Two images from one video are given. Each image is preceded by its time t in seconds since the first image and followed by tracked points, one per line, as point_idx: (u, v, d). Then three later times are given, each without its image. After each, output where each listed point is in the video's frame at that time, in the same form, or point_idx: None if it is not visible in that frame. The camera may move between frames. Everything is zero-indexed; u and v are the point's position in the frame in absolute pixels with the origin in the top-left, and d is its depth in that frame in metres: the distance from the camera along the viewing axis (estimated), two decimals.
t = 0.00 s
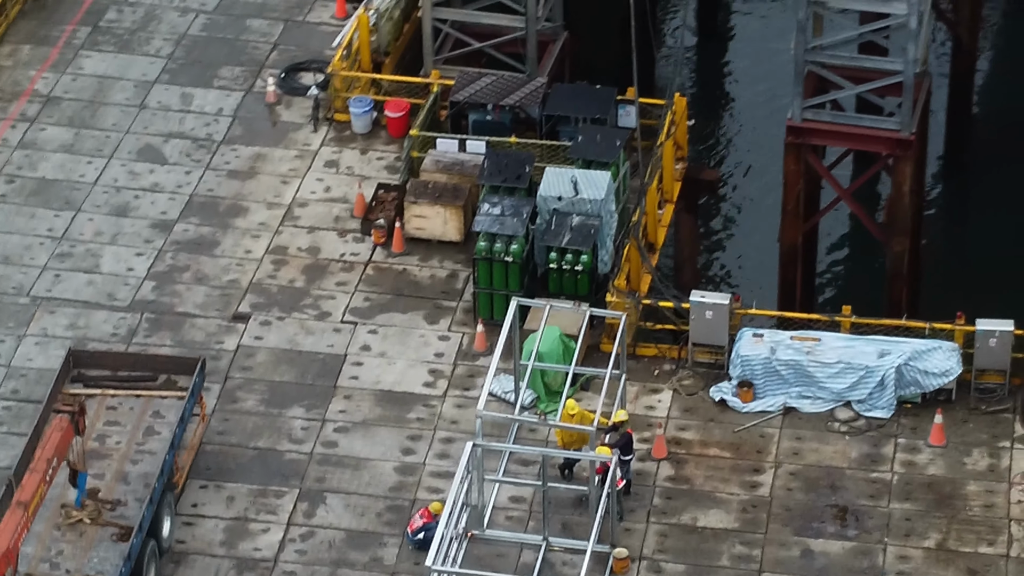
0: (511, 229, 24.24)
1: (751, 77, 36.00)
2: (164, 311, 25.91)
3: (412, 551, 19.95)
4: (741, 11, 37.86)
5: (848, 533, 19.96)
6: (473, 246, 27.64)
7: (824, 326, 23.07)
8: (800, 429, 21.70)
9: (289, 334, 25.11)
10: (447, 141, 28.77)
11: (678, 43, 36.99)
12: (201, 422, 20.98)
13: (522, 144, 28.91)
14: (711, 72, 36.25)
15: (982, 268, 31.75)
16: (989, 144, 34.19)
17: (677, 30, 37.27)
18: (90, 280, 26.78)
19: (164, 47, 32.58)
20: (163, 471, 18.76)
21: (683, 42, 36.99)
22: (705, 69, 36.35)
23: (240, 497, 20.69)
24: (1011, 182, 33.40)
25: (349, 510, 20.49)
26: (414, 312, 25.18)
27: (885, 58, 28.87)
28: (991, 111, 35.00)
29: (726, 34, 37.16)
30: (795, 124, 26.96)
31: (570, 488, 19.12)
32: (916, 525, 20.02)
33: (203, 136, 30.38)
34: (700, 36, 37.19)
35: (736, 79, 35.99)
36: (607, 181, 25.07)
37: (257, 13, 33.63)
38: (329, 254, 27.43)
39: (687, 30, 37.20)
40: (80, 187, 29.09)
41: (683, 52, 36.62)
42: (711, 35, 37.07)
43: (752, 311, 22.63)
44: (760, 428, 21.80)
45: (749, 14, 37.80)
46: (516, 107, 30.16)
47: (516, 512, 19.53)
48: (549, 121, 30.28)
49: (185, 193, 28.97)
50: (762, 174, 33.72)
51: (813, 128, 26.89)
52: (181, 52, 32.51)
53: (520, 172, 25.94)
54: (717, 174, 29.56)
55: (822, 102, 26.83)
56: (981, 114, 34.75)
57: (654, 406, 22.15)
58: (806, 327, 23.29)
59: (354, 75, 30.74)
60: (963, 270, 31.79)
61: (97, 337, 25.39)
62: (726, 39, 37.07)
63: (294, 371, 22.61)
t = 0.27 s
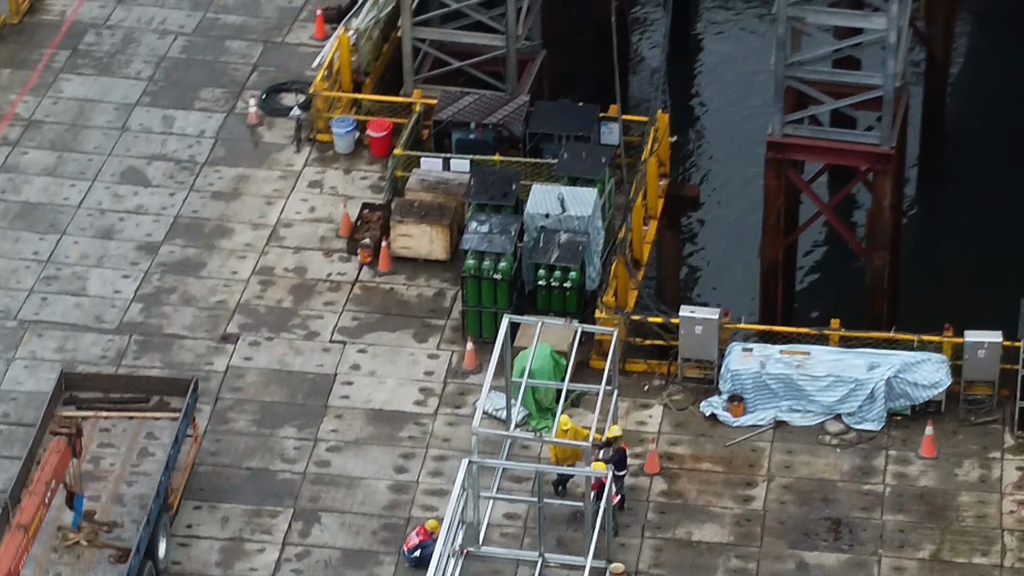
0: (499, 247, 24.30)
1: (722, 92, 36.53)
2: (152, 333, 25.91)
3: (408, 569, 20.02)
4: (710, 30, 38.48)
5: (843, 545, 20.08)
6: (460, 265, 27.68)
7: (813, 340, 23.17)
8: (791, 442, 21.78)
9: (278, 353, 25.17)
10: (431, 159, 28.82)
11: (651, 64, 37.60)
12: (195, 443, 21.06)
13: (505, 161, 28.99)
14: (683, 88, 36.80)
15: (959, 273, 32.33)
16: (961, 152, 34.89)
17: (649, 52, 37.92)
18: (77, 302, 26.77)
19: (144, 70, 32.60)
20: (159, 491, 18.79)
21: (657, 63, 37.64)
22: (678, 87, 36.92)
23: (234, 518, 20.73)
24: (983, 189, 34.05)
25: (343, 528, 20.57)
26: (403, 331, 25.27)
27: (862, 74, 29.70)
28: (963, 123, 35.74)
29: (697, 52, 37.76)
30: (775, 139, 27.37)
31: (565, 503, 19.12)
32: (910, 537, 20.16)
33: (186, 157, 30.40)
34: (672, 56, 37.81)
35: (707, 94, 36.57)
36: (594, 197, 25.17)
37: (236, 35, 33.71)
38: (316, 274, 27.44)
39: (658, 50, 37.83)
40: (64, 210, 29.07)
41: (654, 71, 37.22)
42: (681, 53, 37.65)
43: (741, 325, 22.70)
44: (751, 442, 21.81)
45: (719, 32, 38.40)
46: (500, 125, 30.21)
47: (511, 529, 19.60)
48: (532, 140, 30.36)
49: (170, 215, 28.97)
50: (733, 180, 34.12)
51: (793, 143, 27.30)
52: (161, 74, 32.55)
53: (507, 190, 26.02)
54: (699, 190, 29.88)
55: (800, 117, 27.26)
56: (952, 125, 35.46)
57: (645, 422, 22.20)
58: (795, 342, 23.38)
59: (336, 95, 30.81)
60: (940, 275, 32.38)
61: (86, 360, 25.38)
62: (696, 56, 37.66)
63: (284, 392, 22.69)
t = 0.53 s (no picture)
0: (489, 263, 24.32)
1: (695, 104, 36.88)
2: (142, 352, 25.95)
3: None
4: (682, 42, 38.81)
5: (838, 555, 20.38)
6: (447, 281, 27.73)
7: (802, 351, 23.27)
8: (783, 454, 21.90)
9: (269, 372, 25.29)
10: (417, 177, 28.84)
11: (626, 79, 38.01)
12: (189, 463, 21.41)
13: (490, 177, 29.08)
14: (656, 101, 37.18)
15: (935, 282, 33.30)
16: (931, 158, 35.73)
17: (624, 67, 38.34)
18: (65, 323, 26.76)
19: (125, 90, 32.58)
20: (156, 511, 18.97)
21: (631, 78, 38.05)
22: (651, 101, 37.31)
23: (230, 536, 21.04)
24: (954, 196, 34.98)
25: (340, 546, 20.90)
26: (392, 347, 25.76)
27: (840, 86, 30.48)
28: (930, 128, 36.56)
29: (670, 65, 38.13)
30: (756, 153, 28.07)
31: (563, 518, 19.15)
32: (904, 546, 20.45)
33: (170, 177, 30.40)
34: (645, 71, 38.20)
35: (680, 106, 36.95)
36: (582, 212, 25.21)
37: (216, 55, 33.70)
38: (304, 292, 27.45)
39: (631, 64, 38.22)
40: (49, 231, 29.05)
41: (627, 85, 37.60)
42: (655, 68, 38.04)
43: (732, 338, 22.77)
44: (744, 455, 21.89)
45: (690, 44, 38.73)
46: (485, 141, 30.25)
47: (507, 543, 19.78)
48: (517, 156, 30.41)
49: (156, 234, 28.97)
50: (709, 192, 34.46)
51: (773, 157, 28.00)
52: (142, 94, 32.53)
53: (495, 206, 26.05)
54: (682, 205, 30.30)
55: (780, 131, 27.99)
56: (920, 131, 36.27)
57: (638, 435, 22.26)
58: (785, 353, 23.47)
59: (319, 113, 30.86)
60: (920, 284, 33.37)
61: (76, 380, 25.39)
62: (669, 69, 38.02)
63: (276, 410, 22.90)
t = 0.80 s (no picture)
0: (479, 276, 24.36)
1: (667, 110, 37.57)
2: (133, 371, 25.97)
3: None
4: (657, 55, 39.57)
5: (834, 564, 20.50)
6: (435, 296, 27.75)
7: (793, 361, 23.38)
8: (776, 463, 22.00)
9: (260, 389, 25.35)
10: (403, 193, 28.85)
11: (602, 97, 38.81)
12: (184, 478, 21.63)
13: (477, 192, 29.14)
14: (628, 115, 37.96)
15: (926, 288, 34.01)
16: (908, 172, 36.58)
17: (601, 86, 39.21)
18: (55, 342, 26.75)
19: (107, 109, 32.58)
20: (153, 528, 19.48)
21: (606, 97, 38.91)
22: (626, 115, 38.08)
23: (226, 553, 21.16)
24: (932, 205, 35.78)
25: (336, 561, 21.04)
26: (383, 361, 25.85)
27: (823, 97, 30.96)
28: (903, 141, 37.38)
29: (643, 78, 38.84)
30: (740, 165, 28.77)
31: (560, 530, 19.20)
32: (899, 554, 20.60)
33: (155, 196, 30.38)
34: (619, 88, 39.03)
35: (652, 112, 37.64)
36: (570, 225, 25.45)
37: (197, 73, 33.68)
38: (292, 308, 27.47)
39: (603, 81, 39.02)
40: (35, 250, 29.03)
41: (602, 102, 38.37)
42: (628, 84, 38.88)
43: (722, 349, 22.86)
44: (737, 465, 21.98)
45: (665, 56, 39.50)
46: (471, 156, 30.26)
47: (504, 556, 19.91)
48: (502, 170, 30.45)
49: (142, 253, 28.97)
50: (683, 197, 35.09)
51: (756, 168, 28.72)
52: (124, 113, 32.52)
53: (483, 220, 26.18)
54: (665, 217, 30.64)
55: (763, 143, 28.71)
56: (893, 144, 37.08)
57: (630, 447, 22.32)
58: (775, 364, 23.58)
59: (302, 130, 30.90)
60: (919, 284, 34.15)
61: (67, 399, 25.40)
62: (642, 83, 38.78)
63: (269, 426, 22.97)
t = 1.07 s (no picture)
0: (470, 290, 24.41)
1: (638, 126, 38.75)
2: (124, 388, 25.99)
3: None
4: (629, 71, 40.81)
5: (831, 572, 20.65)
6: (424, 309, 27.78)
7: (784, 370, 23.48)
8: (770, 472, 22.11)
9: (253, 405, 25.42)
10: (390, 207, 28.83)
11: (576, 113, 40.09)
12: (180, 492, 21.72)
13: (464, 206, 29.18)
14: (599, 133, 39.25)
15: (924, 288, 35.51)
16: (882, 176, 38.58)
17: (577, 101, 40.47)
18: (44, 359, 26.73)
19: (90, 127, 32.56)
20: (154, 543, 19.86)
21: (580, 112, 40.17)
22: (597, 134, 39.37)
23: (224, 568, 21.29)
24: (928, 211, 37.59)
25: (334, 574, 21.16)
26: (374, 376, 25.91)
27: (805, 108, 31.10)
28: (875, 151, 39.21)
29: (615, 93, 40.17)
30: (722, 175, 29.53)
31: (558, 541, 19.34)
32: (895, 561, 20.76)
33: (140, 213, 30.36)
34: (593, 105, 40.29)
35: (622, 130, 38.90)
36: (559, 237, 25.52)
37: (179, 90, 33.66)
38: (282, 323, 27.48)
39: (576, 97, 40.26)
40: (22, 269, 29.00)
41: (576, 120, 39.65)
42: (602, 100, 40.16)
43: (714, 359, 22.94)
44: (730, 474, 22.08)
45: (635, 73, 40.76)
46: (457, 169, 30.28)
47: (501, 567, 19.99)
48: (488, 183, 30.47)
49: (129, 269, 28.96)
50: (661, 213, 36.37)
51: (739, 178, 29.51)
52: (107, 131, 32.50)
53: (472, 233, 26.26)
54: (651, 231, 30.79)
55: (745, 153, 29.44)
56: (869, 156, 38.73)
57: (624, 457, 22.40)
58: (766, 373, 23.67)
59: (287, 145, 30.91)
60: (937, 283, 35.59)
61: (58, 417, 25.40)
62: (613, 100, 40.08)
63: (262, 442, 23.07)
